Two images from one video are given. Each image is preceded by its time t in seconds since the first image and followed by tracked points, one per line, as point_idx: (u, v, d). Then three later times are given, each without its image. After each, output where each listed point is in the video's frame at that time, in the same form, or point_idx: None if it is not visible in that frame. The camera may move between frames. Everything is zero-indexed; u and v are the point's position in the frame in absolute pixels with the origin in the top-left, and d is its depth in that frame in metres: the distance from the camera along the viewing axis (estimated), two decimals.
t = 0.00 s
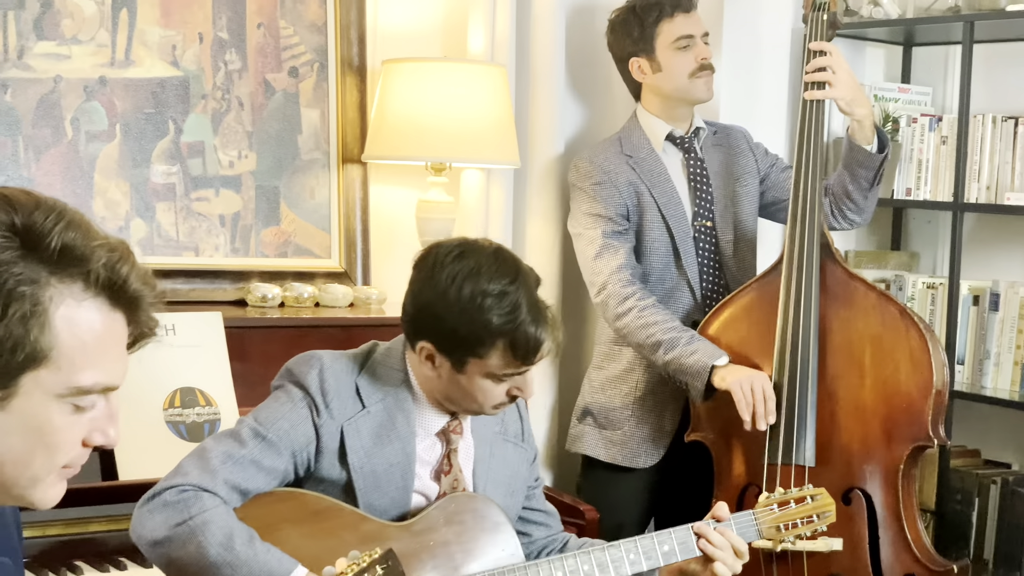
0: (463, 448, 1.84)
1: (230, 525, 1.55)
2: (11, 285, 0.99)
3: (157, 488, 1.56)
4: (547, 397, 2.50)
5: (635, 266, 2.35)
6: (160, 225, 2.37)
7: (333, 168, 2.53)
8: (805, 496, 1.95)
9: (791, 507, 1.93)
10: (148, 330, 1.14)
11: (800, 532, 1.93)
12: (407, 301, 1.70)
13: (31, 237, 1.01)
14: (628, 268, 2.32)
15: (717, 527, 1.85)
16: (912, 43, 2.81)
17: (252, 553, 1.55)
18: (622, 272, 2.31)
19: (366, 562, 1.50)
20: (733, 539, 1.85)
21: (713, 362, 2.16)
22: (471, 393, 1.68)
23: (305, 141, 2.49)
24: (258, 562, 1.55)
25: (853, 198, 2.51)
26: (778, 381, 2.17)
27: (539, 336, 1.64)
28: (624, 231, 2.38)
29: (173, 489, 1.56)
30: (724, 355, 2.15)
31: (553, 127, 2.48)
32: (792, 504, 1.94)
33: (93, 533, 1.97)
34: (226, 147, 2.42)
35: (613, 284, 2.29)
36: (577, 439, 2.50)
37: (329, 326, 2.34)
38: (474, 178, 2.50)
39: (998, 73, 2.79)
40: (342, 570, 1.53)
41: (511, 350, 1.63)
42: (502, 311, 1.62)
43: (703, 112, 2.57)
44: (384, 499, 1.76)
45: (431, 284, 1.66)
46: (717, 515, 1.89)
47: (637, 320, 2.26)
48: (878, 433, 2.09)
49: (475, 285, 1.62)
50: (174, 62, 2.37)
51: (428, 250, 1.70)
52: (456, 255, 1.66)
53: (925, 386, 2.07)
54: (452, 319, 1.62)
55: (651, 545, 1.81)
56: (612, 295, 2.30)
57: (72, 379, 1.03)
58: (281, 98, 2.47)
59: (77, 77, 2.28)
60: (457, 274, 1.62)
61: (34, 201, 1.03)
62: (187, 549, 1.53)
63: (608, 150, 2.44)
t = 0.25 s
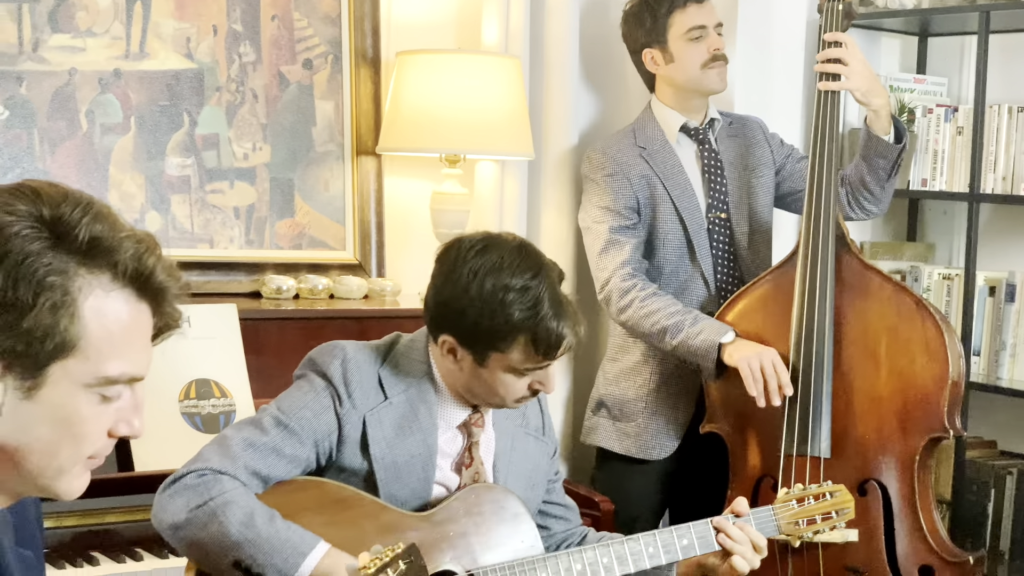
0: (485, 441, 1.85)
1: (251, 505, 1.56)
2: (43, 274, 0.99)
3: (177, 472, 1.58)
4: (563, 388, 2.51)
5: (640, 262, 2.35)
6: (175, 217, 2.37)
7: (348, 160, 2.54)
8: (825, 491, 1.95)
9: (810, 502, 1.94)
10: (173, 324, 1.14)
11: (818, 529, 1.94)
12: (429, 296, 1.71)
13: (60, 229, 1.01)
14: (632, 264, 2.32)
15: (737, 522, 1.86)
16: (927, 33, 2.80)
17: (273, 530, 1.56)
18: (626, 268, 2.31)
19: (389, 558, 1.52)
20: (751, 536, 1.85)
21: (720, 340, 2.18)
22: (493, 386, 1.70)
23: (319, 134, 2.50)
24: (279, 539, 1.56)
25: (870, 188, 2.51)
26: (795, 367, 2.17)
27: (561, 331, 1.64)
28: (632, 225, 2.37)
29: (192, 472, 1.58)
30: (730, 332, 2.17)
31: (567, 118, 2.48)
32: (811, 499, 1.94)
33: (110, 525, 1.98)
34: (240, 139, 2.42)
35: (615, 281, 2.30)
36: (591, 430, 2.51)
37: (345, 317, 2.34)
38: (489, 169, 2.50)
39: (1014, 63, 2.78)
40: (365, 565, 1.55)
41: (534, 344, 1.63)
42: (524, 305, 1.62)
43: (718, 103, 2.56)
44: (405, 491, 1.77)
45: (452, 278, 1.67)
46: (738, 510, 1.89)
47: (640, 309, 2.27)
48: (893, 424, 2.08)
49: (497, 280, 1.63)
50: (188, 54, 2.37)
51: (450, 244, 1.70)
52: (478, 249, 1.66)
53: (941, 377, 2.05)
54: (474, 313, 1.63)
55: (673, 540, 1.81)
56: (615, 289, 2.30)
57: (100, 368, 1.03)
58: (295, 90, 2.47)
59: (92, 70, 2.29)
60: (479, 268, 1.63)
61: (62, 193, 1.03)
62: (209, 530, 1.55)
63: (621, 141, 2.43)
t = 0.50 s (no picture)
0: (495, 426, 1.85)
1: (266, 486, 1.57)
2: (82, 257, 1.01)
3: (191, 461, 1.60)
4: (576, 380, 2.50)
5: (657, 253, 2.34)
6: (190, 207, 2.38)
7: (362, 150, 2.54)
8: (841, 480, 1.95)
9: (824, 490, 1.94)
10: (202, 311, 1.16)
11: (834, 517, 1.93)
12: (435, 273, 1.71)
13: (98, 214, 1.04)
14: (650, 255, 2.31)
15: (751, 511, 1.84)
16: (944, 21, 2.80)
17: (290, 510, 1.56)
18: (643, 260, 2.30)
19: (406, 560, 1.50)
20: (765, 523, 1.83)
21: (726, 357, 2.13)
22: (500, 363, 1.69)
23: (334, 124, 2.50)
24: (297, 518, 1.56)
25: (885, 177, 2.50)
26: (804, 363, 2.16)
27: (567, 302, 1.64)
28: (648, 215, 2.37)
29: (205, 461, 1.59)
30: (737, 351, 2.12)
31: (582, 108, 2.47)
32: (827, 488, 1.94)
33: (129, 514, 2.01)
34: (255, 129, 2.43)
35: (634, 273, 2.28)
36: (606, 420, 2.51)
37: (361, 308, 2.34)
38: (504, 160, 2.49)
39: None
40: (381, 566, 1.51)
41: (539, 316, 1.63)
42: (528, 277, 1.62)
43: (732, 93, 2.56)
44: (417, 477, 1.77)
45: (456, 254, 1.68)
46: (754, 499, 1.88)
47: (655, 309, 2.24)
48: (908, 413, 2.07)
49: (500, 253, 1.63)
50: (203, 45, 2.37)
51: (453, 221, 1.71)
52: (481, 224, 1.67)
53: (956, 366, 2.04)
54: (479, 288, 1.63)
55: (687, 528, 1.81)
56: (633, 283, 2.28)
57: (134, 350, 1.05)
58: (310, 80, 2.47)
59: (107, 61, 2.29)
60: (481, 242, 1.63)
61: (98, 180, 1.06)
62: (226, 515, 1.55)
63: (636, 132, 2.44)
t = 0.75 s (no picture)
0: (500, 410, 1.85)
1: (277, 491, 1.56)
2: (117, 229, 1.03)
3: (202, 458, 1.58)
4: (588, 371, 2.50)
5: (678, 236, 2.34)
6: (205, 197, 2.38)
7: (376, 140, 2.54)
8: (853, 461, 1.90)
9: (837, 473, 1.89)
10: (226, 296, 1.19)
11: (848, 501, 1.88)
12: (434, 253, 1.75)
13: (131, 193, 1.06)
14: (670, 239, 2.31)
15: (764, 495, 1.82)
16: (959, 9, 2.81)
17: (299, 518, 1.55)
18: (664, 243, 2.31)
19: (428, 558, 1.54)
20: (778, 507, 1.81)
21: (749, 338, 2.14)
22: (500, 338, 1.70)
23: (348, 114, 2.50)
24: (306, 527, 1.55)
25: (898, 166, 2.50)
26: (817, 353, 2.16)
27: (562, 273, 1.66)
28: (666, 200, 2.37)
29: (217, 458, 1.58)
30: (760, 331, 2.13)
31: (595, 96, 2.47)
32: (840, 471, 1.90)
33: (147, 503, 2.03)
34: (269, 120, 2.43)
35: (655, 255, 2.29)
36: (618, 409, 2.51)
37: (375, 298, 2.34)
38: (518, 150, 2.50)
39: None
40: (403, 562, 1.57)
41: (536, 287, 1.65)
42: (523, 249, 1.64)
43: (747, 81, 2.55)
44: (426, 463, 1.76)
45: (452, 229, 1.70)
46: (766, 482, 1.88)
47: (676, 291, 2.25)
48: (920, 403, 2.06)
49: (494, 226, 1.65)
50: (217, 35, 2.37)
51: (448, 198, 1.73)
52: (475, 198, 1.69)
53: (967, 354, 2.02)
54: (476, 262, 1.66)
55: (697, 514, 1.80)
56: (654, 265, 2.29)
57: (166, 323, 1.06)
58: (324, 70, 2.47)
59: (121, 51, 2.29)
60: (476, 215, 1.65)
61: (128, 168, 1.09)
62: (235, 517, 1.54)
63: (651, 120, 2.43)
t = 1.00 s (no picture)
0: (508, 394, 1.86)
1: (292, 469, 1.57)
2: (147, 208, 1.04)
3: (216, 447, 1.60)
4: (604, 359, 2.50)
5: (695, 224, 2.34)
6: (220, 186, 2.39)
7: (392, 130, 2.54)
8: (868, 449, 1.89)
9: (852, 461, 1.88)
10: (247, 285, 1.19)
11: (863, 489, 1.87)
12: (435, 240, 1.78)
13: (160, 175, 1.08)
14: (688, 226, 2.32)
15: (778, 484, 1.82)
16: None
17: (318, 491, 1.56)
18: (681, 230, 2.31)
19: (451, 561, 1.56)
20: (792, 495, 1.80)
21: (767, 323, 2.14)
22: (502, 317, 1.72)
23: (364, 103, 2.50)
24: (328, 498, 1.56)
25: (912, 156, 2.49)
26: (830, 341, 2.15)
27: (560, 248, 1.69)
28: (682, 187, 2.37)
29: (229, 447, 1.59)
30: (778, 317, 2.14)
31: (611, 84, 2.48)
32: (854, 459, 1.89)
33: (163, 492, 2.03)
34: (284, 109, 2.43)
35: (673, 242, 2.30)
36: (632, 396, 2.51)
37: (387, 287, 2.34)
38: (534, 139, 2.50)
39: None
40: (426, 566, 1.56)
41: (535, 262, 1.68)
42: (520, 225, 1.68)
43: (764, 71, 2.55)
44: (435, 448, 1.76)
45: (450, 210, 1.74)
46: (779, 471, 1.87)
47: (695, 277, 2.25)
48: (933, 394, 2.06)
49: (491, 203, 1.69)
50: (232, 25, 2.37)
51: (445, 181, 1.77)
52: (471, 178, 1.73)
53: (982, 344, 2.03)
54: (475, 240, 1.69)
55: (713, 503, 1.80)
56: (672, 252, 2.30)
57: (195, 301, 1.07)
58: (339, 60, 2.47)
59: (137, 41, 2.29)
60: (473, 194, 1.69)
61: (155, 159, 1.11)
62: (254, 500, 1.55)
63: (667, 107, 2.43)
